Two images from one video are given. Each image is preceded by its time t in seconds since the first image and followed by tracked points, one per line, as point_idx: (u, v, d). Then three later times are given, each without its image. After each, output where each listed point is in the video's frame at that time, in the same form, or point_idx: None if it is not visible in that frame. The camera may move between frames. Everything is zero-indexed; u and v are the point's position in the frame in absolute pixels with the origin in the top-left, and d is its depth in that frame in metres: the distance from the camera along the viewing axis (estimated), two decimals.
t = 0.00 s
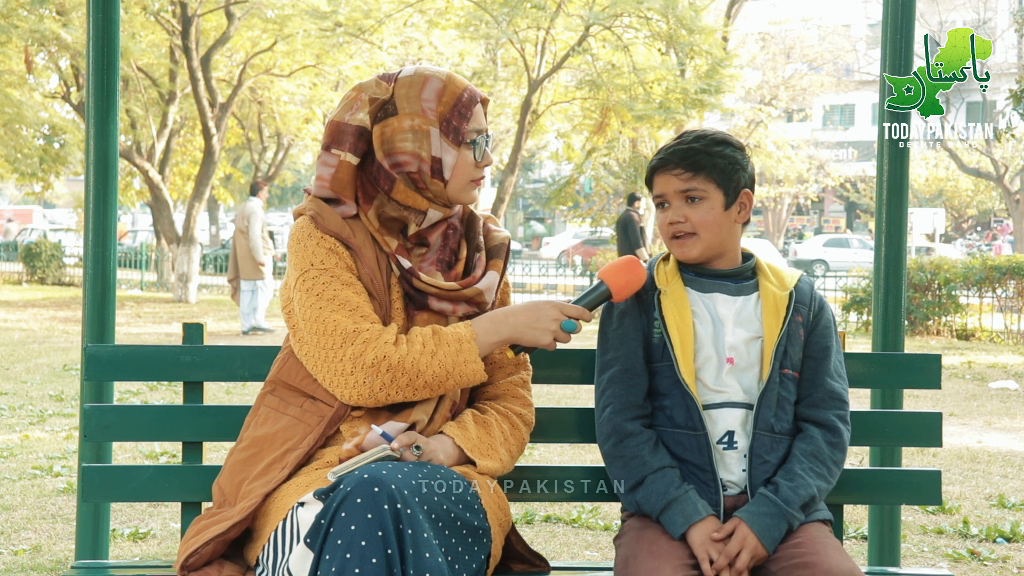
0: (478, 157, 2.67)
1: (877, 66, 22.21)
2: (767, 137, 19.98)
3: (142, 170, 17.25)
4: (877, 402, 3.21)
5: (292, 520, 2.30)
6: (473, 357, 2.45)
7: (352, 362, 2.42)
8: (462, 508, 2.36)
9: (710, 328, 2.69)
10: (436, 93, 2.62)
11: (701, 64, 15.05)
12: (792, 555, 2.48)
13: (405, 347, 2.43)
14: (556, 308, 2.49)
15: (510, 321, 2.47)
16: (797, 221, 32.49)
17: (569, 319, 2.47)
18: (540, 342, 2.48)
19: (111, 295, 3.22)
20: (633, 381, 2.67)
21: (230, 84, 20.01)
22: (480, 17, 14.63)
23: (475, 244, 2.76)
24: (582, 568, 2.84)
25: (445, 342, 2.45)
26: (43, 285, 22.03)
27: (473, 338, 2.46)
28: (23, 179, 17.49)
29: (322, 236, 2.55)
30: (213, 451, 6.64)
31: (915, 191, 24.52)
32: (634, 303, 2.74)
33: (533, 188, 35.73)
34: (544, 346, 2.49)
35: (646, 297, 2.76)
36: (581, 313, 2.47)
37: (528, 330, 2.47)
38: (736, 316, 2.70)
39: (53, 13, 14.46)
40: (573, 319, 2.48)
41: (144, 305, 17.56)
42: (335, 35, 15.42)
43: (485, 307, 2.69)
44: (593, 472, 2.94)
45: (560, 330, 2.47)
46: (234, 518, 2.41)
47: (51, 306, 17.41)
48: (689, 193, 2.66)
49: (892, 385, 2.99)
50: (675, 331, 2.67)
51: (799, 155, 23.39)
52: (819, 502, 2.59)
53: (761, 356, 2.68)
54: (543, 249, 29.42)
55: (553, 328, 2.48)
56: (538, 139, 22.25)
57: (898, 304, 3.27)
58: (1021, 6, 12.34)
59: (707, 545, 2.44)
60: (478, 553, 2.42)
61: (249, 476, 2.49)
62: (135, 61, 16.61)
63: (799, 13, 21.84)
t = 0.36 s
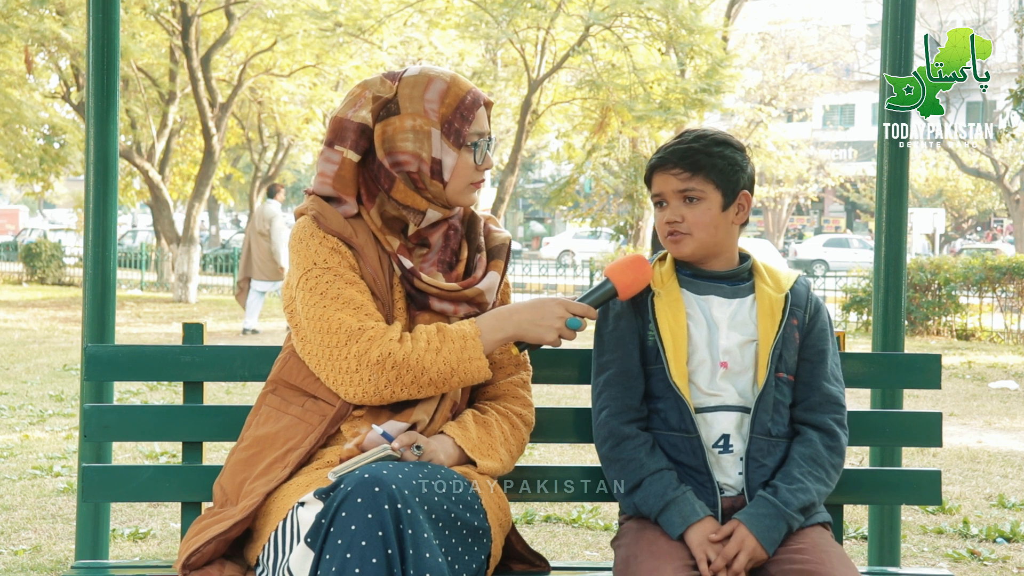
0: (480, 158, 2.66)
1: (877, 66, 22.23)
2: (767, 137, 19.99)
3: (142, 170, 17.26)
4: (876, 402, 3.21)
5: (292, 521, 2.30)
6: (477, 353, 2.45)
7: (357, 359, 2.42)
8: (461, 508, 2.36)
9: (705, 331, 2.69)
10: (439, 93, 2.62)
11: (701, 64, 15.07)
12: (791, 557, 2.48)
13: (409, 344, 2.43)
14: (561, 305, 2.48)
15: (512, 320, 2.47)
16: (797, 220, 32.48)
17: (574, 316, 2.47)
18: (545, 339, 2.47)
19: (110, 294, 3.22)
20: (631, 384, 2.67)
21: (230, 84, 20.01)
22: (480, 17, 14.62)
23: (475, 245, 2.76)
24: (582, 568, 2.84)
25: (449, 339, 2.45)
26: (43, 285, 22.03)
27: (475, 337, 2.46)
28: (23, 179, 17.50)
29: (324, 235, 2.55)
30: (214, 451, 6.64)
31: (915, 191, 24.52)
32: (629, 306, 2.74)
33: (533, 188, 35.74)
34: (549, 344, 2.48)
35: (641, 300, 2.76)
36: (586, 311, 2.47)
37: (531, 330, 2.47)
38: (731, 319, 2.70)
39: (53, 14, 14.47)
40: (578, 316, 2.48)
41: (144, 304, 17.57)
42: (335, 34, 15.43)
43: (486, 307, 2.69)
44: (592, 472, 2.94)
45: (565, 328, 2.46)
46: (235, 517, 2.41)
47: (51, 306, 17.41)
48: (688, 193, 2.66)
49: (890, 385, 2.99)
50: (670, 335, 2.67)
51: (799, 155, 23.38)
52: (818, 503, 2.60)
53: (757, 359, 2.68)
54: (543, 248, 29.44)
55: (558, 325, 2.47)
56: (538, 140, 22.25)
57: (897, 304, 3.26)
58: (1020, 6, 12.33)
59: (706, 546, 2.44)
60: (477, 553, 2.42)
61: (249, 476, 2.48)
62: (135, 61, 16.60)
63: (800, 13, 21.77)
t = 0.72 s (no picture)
0: (479, 159, 2.66)
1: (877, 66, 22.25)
2: (767, 137, 19.99)
3: (142, 170, 17.26)
4: (876, 402, 3.21)
5: (292, 521, 2.30)
6: (479, 351, 2.45)
7: (358, 359, 2.42)
8: (462, 508, 2.36)
9: (705, 331, 2.69)
10: (440, 95, 2.62)
11: (701, 64, 15.08)
12: (791, 557, 2.48)
13: (411, 343, 2.43)
14: (562, 302, 2.47)
15: (514, 318, 2.47)
16: (797, 221, 32.47)
17: (576, 314, 2.46)
18: (546, 337, 2.47)
19: (110, 294, 3.22)
20: (631, 384, 2.67)
21: (230, 83, 20.00)
22: (480, 17, 14.62)
23: (474, 245, 2.76)
24: (582, 569, 2.84)
25: (450, 337, 2.45)
26: (43, 285, 22.03)
27: (477, 335, 2.45)
28: (23, 179, 17.49)
29: (325, 235, 2.55)
30: (214, 451, 6.64)
31: (915, 191, 24.51)
32: (630, 305, 2.74)
33: (533, 188, 35.75)
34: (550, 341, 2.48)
35: (642, 300, 2.76)
36: (589, 309, 2.46)
37: (533, 328, 2.47)
38: (731, 319, 2.70)
39: (53, 13, 14.47)
40: (580, 314, 2.47)
41: (144, 304, 17.58)
42: (335, 34, 15.44)
43: (485, 307, 2.69)
44: (592, 472, 2.94)
45: (567, 325, 2.46)
46: (236, 517, 2.41)
47: (51, 306, 17.41)
48: (686, 192, 2.66)
49: (889, 386, 2.99)
50: (670, 335, 2.67)
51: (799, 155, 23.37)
52: (818, 503, 2.59)
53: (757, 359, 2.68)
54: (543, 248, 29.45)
55: (560, 322, 2.47)
56: (539, 139, 22.25)
57: (898, 304, 3.26)
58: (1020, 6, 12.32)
59: (706, 546, 2.44)
60: (478, 553, 2.42)
61: (250, 476, 2.48)
62: (135, 61, 16.60)
63: (800, 13, 21.75)
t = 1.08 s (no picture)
0: (480, 158, 2.66)
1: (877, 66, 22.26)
2: (767, 137, 20.00)
3: (142, 170, 17.26)
4: (875, 402, 3.21)
5: (292, 520, 2.30)
6: (480, 350, 2.45)
7: (358, 359, 2.42)
8: (462, 508, 2.36)
9: (705, 331, 2.69)
10: (440, 94, 2.62)
11: (701, 64, 15.07)
12: (791, 557, 2.48)
13: (412, 343, 2.43)
14: (563, 302, 2.48)
15: (516, 316, 2.47)
16: (796, 221, 32.46)
17: (576, 313, 2.46)
18: (546, 336, 2.47)
19: (110, 294, 3.22)
20: (631, 383, 2.67)
21: (229, 83, 19.99)
22: (480, 17, 14.62)
23: (475, 245, 2.76)
24: (582, 568, 2.84)
25: (451, 337, 2.45)
26: (43, 285, 22.04)
27: (478, 334, 2.46)
28: (23, 179, 17.49)
29: (325, 235, 2.55)
30: (214, 451, 6.64)
31: (915, 191, 24.50)
32: (630, 305, 2.74)
33: (533, 188, 35.76)
34: (550, 339, 2.48)
35: (641, 299, 2.76)
36: (589, 308, 2.47)
37: (534, 326, 2.47)
38: (731, 319, 2.70)
39: (53, 13, 14.48)
40: (580, 313, 2.47)
41: (144, 304, 17.58)
42: (335, 34, 15.45)
43: (486, 306, 2.69)
44: (592, 472, 2.94)
45: (567, 324, 2.46)
46: (235, 517, 2.41)
47: (51, 306, 17.40)
48: (689, 190, 2.66)
49: (890, 385, 2.99)
50: (670, 335, 2.67)
51: (799, 155, 23.36)
52: (818, 503, 2.59)
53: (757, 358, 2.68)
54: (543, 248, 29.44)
55: (560, 322, 2.47)
56: (539, 140, 22.25)
57: (898, 304, 3.26)
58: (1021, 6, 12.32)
59: (706, 546, 2.44)
60: (478, 553, 2.42)
61: (249, 475, 2.48)
62: (135, 61, 16.59)
63: (800, 12, 21.73)
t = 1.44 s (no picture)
0: (479, 158, 2.65)
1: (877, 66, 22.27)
2: (767, 137, 20.00)
3: (142, 170, 17.26)
4: (876, 402, 3.21)
5: (291, 520, 2.30)
6: (479, 351, 2.45)
7: (358, 359, 2.42)
8: (461, 508, 2.36)
9: (704, 330, 2.69)
10: (440, 94, 2.62)
11: (701, 64, 15.07)
12: (790, 557, 2.48)
13: (411, 343, 2.43)
14: (562, 302, 2.47)
15: (514, 317, 2.47)
16: (796, 221, 32.46)
17: (575, 314, 2.45)
18: (545, 338, 2.47)
19: (110, 293, 3.22)
20: (631, 383, 2.67)
21: (229, 84, 19.99)
22: (480, 17, 14.62)
23: (474, 245, 2.76)
24: (582, 569, 2.84)
25: (450, 337, 2.45)
26: (43, 285, 22.04)
27: (477, 335, 2.46)
28: (23, 179, 17.49)
29: (325, 236, 2.55)
30: (213, 451, 6.65)
31: (915, 191, 24.49)
32: (630, 305, 2.74)
33: (533, 188, 35.75)
34: (549, 341, 2.48)
35: (641, 298, 2.76)
36: (588, 309, 2.46)
37: (532, 328, 2.47)
38: (731, 318, 2.70)
39: (53, 14, 14.49)
40: (579, 314, 2.46)
41: (144, 305, 17.57)
42: (335, 34, 15.47)
43: (485, 306, 2.69)
44: (592, 472, 2.94)
45: (566, 326, 2.45)
46: (235, 517, 2.41)
47: (51, 307, 17.40)
48: (688, 189, 2.66)
49: (889, 386, 2.99)
50: (670, 334, 2.67)
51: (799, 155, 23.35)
52: (817, 503, 2.59)
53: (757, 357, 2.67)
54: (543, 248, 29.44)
55: (559, 322, 2.46)
56: (539, 140, 22.25)
57: (898, 304, 3.26)
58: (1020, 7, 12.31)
59: (705, 546, 2.44)
60: (477, 553, 2.42)
61: (249, 475, 2.48)
62: (135, 61, 16.59)
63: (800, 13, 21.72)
